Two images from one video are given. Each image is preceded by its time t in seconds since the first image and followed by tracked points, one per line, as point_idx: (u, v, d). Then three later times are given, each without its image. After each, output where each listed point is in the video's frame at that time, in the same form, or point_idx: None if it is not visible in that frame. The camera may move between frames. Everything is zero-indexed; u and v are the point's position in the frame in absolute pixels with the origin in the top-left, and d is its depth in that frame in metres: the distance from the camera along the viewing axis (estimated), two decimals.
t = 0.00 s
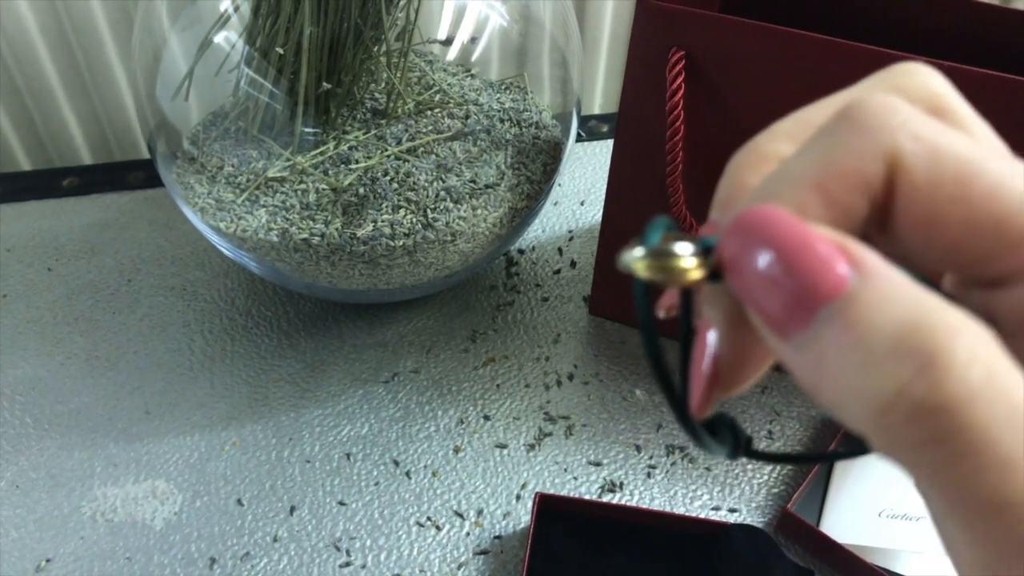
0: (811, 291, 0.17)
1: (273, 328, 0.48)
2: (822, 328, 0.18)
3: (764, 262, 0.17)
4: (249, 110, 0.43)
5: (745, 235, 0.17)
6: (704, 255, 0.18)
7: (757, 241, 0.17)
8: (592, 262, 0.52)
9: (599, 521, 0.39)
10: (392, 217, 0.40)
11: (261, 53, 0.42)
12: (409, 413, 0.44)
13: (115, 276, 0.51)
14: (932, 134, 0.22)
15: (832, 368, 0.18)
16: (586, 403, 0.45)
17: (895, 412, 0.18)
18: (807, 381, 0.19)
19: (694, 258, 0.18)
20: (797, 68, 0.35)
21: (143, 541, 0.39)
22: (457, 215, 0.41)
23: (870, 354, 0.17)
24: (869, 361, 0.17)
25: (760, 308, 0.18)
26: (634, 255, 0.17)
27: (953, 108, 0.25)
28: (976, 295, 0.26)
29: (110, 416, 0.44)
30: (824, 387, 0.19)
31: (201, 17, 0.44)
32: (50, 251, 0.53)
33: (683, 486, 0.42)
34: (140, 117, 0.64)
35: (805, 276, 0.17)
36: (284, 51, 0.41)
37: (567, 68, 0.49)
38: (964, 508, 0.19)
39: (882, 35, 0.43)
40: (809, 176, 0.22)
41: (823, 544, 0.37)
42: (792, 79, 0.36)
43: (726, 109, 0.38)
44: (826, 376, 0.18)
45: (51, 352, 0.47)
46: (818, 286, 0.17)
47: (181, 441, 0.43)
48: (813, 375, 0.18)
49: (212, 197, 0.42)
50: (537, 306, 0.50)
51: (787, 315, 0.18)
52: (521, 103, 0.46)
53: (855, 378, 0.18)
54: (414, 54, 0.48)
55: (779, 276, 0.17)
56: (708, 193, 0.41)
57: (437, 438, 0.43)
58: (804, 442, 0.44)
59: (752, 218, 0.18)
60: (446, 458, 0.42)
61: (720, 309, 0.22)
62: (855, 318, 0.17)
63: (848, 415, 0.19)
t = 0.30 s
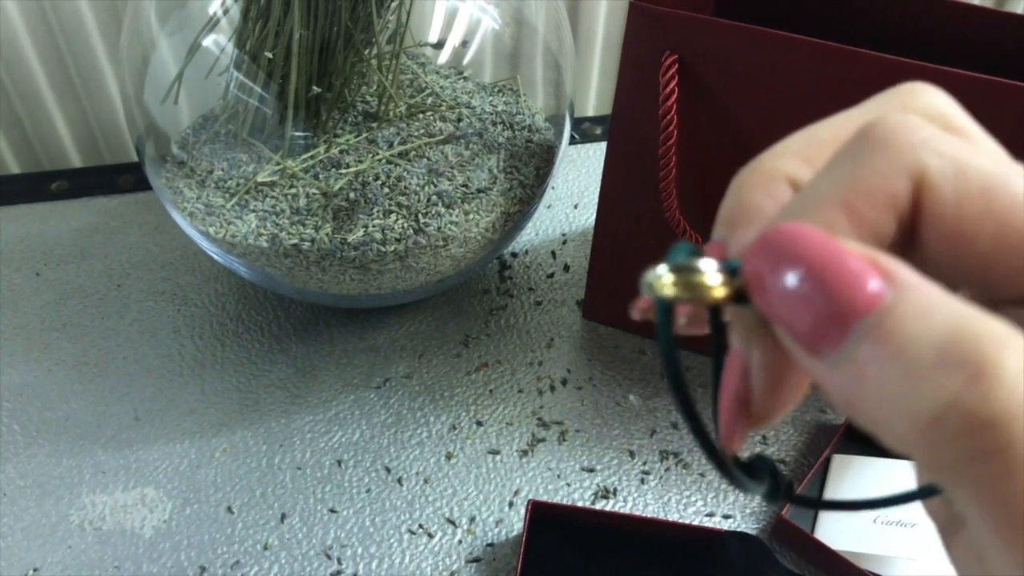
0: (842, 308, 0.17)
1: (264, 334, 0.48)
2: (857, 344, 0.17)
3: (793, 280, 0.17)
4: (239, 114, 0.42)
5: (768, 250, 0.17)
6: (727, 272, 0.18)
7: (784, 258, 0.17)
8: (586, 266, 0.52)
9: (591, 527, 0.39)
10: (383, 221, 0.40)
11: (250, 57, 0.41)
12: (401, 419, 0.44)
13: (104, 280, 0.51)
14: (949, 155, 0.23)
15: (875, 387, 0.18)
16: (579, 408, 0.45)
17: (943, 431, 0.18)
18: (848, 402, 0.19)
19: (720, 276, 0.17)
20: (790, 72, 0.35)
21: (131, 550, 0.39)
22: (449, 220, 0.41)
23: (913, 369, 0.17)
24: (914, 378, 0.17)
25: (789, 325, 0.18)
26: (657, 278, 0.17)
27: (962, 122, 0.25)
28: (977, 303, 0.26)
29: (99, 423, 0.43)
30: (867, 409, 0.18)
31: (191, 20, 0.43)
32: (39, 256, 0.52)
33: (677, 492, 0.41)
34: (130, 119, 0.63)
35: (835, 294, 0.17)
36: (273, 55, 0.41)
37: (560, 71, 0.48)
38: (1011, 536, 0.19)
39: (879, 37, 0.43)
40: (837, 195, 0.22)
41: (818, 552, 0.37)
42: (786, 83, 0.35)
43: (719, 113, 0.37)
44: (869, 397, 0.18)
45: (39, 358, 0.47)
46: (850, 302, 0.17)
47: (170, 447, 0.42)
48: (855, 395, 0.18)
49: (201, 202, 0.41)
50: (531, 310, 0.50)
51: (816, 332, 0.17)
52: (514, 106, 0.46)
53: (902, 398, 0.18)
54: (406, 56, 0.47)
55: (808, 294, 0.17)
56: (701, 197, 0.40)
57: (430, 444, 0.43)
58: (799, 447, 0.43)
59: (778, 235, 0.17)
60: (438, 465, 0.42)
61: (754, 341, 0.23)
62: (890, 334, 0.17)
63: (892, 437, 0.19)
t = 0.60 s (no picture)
0: (835, 328, 0.17)
1: (263, 335, 0.48)
2: (853, 361, 0.17)
3: (789, 303, 0.17)
4: (238, 115, 0.42)
5: (761, 271, 0.17)
6: (727, 292, 0.19)
7: (779, 281, 0.17)
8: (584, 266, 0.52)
9: (591, 527, 0.39)
10: (382, 222, 0.40)
11: (249, 58, 0.41)
12: (400, 420, 0.44)
13: (103, 281, 0.51)
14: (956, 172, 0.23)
15: (872, 394, 0.17)
16: (578, 408, 0.45)
17: (941, 437, 0.17)
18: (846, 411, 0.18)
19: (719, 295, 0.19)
20: (788, 72, 0.35)
21: (132, 550, 0.39)
22: (448, 220, 0.41)
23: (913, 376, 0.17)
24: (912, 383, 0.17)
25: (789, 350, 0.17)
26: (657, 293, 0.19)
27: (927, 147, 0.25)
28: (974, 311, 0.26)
29: (98, 424, 0.43)
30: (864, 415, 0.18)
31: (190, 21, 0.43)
32: (38, 257, 0.52)
33: (676, 492, 0.41)
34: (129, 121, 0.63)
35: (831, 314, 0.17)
36: (272, 56, 0.41)
37: (558, 71, 0.48)
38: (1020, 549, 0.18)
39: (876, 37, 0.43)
40: (838, 223, 0.21)
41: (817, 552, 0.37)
42: (783, 84, 0.35)
43: (717, 113, 0.37)
44: (867, 406, 0.17)
45: (39, 359, 0.47)
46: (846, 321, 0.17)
47: (170, 448, 0.42)
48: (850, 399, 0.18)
49: (200, 203, 0.41)
50: (529, 310, 0.50)
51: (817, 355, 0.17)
52: (512, 106, 0.46)
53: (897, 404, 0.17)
54: (404, 57, 0.47)
55: (804, 316, 0.17)
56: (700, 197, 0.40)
57: (429, 444, 0.43)
58: (797, 447, 0.43)
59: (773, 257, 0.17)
60: (437, 465, 0.42)
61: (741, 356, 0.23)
62: (885, 346, 0.17)
63: (895, 447, 0.18)
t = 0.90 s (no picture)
0: (835, 286, 0.15)
1: (266, 333, 0.48)
2: (865, 319, 0.16)
3: (787, 279, 0.16)
4: (241, 114, 0.42)
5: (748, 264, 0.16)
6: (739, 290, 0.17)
7: (767, 263, 0.16)
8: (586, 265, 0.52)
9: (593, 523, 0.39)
10: (385, 220, 0.40)
11: (252, 57, 0.41)
12: (402, 418, 0.44)
13: (106, 280, 0.51)
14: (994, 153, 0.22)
15: (874, 347, 0.16)
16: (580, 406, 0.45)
17: (970, 380, 0.16)
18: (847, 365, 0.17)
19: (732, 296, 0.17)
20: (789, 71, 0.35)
21: (135, 547, 0.39)
22: (450, 219, 0.41)
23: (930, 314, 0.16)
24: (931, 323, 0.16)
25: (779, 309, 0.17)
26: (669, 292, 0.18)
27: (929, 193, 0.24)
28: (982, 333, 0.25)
29: (102, 421, 0.44)
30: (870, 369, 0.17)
31: (193, 20, 0.44)
32: (40, 256, 0.52)
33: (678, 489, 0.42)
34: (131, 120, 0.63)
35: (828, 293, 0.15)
36: (275, 55, 0.41)
37: (560, 70, 0.48)
38: None
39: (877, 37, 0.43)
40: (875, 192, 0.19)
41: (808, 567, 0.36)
42: (785, 83, 0.36)
43: (719, 112, 0.38)
44: (883, 362, 0.16)
45: (41, 357, 0.47)
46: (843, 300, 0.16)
47: (173, 445, 0.43)
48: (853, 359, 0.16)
49: (203, 201, 0.41)
50: (531, 309, 0.50)
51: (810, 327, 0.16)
52: (514, 105, 0.46)
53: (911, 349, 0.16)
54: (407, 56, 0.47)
55: (798, 297, 0.16)
56: (701, 196, 0.41)
57: (431, 442, 0.43)
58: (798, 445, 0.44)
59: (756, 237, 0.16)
60: (440, 463, 0.42)
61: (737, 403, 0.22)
62: (896, 295, 0.16)
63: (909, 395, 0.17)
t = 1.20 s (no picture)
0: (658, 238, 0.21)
1: (262, 333, 0.48)
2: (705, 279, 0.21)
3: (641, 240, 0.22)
4: (237, 114, 0.42)
5: (580, 187, 0.25)
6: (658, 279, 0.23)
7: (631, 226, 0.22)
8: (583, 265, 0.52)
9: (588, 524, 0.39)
10: (381, 220, 0.40)
11: (248, 57, 0.41)
12: (398, 418, 0.44)
13: (102, 280, 0.51)
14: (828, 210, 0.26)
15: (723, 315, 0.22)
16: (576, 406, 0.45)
17: (828, 353, 0.21)
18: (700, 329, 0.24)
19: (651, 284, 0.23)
20: (785, 71, 0.35)
21: (130, 548, 0.39)
22: (446, 219, 0.41)
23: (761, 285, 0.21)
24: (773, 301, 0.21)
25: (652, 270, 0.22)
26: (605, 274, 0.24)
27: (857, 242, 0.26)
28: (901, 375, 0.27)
29: (97, 422, 0.44)
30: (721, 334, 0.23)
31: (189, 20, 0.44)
32: (37, 256, 0.52)
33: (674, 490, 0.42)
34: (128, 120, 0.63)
35: (677, 249, 0.21)
36: (271, 55, 0.41)
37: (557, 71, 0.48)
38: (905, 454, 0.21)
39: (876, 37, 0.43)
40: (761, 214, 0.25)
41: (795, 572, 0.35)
42: (781, 84, 0.36)
43: (715, 113, 0.38)
44: (749, 333, 0.22)
45: (38, 357, 0.47)
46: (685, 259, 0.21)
47: (169, 446, 0.43)
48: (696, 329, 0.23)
49: (199, 201, 0.41)
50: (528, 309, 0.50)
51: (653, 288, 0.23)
52: (511, 105, 0.46)
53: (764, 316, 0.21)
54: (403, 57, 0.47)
55: (656, 252, 0.21)
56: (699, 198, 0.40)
57: (427, 443, 0.43)
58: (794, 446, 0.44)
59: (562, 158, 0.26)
60: (436, 463, 0.42)
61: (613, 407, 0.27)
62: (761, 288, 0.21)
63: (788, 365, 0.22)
